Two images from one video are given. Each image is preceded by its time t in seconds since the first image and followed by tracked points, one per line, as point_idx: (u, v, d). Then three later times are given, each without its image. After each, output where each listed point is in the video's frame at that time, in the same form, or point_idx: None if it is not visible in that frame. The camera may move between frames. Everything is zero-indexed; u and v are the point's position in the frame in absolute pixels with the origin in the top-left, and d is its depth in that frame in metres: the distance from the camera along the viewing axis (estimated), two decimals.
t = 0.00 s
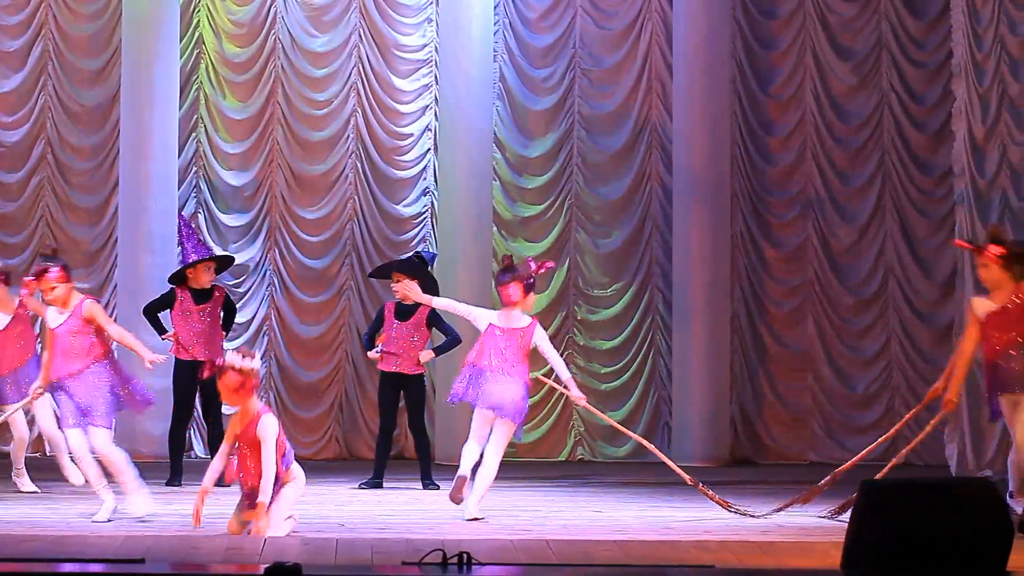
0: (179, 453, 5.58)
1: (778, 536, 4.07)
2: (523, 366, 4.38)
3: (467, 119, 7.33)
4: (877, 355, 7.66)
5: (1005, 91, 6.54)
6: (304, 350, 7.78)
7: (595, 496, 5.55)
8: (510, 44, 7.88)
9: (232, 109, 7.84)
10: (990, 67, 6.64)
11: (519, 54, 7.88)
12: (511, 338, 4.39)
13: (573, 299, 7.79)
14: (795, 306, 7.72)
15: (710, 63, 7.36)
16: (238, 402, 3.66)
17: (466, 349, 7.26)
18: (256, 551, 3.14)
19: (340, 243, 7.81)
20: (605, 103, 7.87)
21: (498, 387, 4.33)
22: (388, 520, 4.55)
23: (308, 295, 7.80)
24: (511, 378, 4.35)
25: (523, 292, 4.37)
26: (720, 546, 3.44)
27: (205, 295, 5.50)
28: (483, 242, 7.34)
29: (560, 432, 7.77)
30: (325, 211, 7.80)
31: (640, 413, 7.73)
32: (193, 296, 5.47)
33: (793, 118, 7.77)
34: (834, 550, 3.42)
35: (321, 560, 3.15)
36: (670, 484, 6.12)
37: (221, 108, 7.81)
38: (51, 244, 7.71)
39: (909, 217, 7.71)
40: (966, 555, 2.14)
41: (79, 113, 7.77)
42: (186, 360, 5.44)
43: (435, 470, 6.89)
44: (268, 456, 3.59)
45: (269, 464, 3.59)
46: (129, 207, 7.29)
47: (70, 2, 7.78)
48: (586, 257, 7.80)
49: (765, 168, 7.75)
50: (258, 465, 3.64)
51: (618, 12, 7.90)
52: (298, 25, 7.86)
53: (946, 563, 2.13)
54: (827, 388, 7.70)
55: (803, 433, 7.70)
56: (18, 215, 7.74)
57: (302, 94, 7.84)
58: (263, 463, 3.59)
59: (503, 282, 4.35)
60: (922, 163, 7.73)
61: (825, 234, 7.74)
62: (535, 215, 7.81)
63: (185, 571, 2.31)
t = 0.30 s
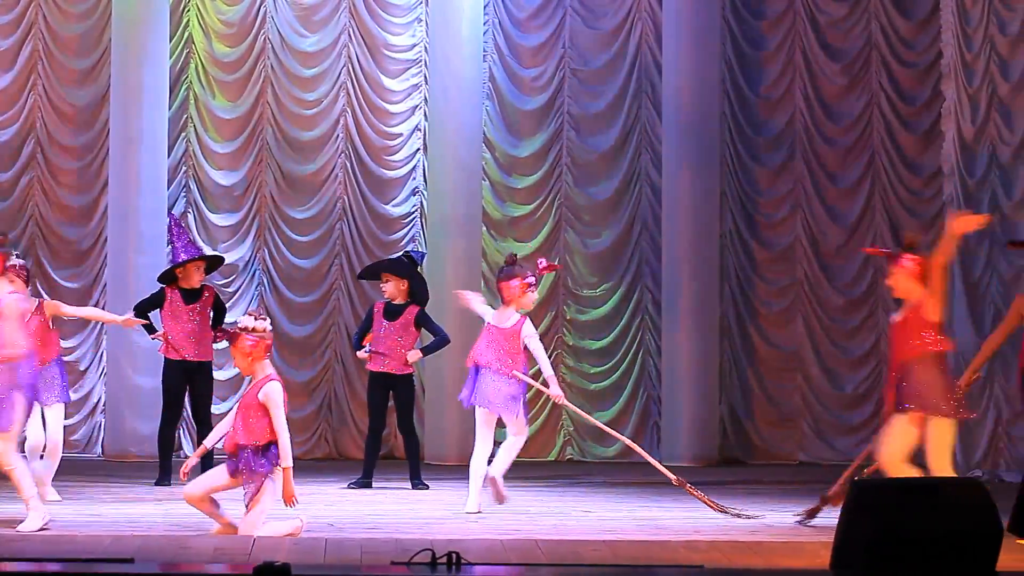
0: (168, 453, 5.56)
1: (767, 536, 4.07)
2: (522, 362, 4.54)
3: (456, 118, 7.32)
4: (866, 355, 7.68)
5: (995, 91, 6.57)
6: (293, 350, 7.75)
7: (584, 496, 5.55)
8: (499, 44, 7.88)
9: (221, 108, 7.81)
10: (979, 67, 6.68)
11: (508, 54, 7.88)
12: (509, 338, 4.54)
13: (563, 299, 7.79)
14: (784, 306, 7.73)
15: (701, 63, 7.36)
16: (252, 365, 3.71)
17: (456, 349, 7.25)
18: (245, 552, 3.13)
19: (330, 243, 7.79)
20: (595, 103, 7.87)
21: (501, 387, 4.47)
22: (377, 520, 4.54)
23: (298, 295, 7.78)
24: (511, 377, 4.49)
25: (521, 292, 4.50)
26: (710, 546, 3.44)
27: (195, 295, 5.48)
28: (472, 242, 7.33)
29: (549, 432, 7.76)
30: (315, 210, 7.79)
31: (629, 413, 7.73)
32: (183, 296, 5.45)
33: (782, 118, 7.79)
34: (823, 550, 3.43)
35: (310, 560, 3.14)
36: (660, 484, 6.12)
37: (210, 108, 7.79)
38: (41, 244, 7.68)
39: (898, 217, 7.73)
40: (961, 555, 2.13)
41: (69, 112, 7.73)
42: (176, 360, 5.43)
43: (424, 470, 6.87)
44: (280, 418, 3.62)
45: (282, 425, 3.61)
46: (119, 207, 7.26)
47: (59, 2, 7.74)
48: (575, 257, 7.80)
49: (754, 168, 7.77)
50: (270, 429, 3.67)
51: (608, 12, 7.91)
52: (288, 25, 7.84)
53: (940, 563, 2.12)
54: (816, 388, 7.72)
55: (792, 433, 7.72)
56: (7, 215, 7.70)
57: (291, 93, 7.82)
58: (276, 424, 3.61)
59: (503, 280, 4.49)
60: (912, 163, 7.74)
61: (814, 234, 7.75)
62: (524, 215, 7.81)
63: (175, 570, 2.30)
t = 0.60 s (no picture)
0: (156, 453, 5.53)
1: (754, 536, 4.08)
2: (550, 360, 4.96)
3: (444, 118, 7.31)
4: (852, 356, 7.70)
5: (982, 91, 6.59)
6: (280, 350, 7.72)
7: (571, 496, 5.55)
8: (487, 44, 7.88)
9: (209, 108, 7.79)
10: (966, 67, 6.70)
11: (495, 54, 7.88)
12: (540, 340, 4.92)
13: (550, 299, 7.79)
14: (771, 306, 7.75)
15: (689, 63, 7.37)
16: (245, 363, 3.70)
17: (443, 348, 7.25)
18: (232, 552, 3.11)
19: (317, 243, 7.77)
20: (583, 103, 7.86)
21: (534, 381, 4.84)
22: (365, 520, 4.52)
23: (285, 295, 7.75)
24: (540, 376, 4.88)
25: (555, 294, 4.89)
26: (697, 546, 3.44)
27: (182, 294, 5.45)
28: (459, 241, 7.33)
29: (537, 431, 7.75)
30: (302, 210, 7.76)
31: (617, 412, 7.73)
32: (170, 296, 5.42)
33: (770, 119, 7.81)
34: (810, 550, 3.43)
35: (297, 560, 3.12)
36: (647, 484, 6.12)
37: (197, 107, 7.76)
38: (28, 245, 7.63)
39: (885, 217, 7.75)
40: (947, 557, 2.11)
41: (57, 112, 7.68)
42: (163, 360, 5.40)
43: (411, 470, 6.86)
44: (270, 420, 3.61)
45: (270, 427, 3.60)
46: (106, 207, 7.22)
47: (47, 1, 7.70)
48: (562, 257, 7.80)
49: (742, 168, 7.79)
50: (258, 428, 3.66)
51: (595, 12, 7.91)
52: (275, 24, 7.81)
53: (926, 565, 2.10)
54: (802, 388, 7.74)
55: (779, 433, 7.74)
56: None
57: (279, 93, 7.79)
58: (265, 425, 3.60)
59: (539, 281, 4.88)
60: (899, 163, 7.76)
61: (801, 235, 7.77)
62: (511, 215, 7.80)
63: (164, 570, 2.28)
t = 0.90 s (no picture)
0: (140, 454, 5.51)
1: (739, 536, 4.09)
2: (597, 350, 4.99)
3: (429, 118, 7.30)
4: (837, 356, 7.72)
5: (967, 92, 6.62)
6: (265, 350, 7.70)
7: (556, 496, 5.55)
8: (472, 44, 7.89)
9: (193, 108, 7.76)
10: (951, 68, 6.71)
11: (480, 55, 7.88)
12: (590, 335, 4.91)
13: (535, 299, 7.78)
14: (756, 306, 7.78)
15: (674, 63, 7.38)
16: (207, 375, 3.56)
17: (429, 348, 7.24)
18: (216, 552, 3.09)
19: (302, 243, 7.74)
20: (568, 104, 7.86)
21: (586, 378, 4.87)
22: (350, 520, 4.51)
23: (270, 295, 7.72)
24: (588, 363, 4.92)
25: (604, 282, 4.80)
26: (683, 546, 3.44)
27: (166, 294, 5.41)
28: (444, 242, 7.31)
29: (522, 431, 7.78)
30: (288, 210, 7.73)
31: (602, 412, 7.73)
32: (153, 297, 5.37)
33: (754, 119, 7.83)
34: (794, 550, 3.45)
35: (282, 560, 3.11)
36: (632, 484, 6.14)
37: (182, 107, 7.74)
38: (13, 245, 7.58)
39: (870, 217, 7.78)
40: (923, 556, 2.12)
41: (41, 111, 7.62)
42: (147, 360, 5.37)
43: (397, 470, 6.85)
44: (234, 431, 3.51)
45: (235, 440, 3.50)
46: (90, 206, 7.17)
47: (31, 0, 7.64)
48: (547, 257, 7.80)
49: (726, 168, 7.81)
50: (222, 440, 3.54)
51: (581, 12, 7.90)
52: (260, 24, 7.78)
53: (905, 564, 2.10)
54: (787, 388, 7.76)
55: (764, 434, 7.76)
56: None
57: (264, 93, 7.76)
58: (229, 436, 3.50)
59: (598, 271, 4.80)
60: (883, 163, 7.79)
61: (786, 235, 7.80)
62: (496, 215, 7.80)
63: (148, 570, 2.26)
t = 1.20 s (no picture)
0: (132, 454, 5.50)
1: (731, 536, 4.09)
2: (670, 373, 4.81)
3: (420, 118, 7.28)
4: (830, 357, 7.72)
5: (958, 92, 6.61)
6: (257, 350, 7.68)
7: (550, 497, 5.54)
8: (463, 43, 7.90)
9: (185, 107, 7.75)
10: (942, 69, 6.65)
11: (472, 54, 7.89)
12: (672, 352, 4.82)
13: (527, 299, 7.79)
14: (748, 306, 7.78)
15: (666, 64, 7.38)
16: (179, 430, 3.41)
17: (421, 347, 7.23)
18: (207, 552, 3.08)
19: (294, 243, 7.72)
20: (560, 103, 7.86)
21: (640, 382, 4.77)
22: (343, 520, 4.51)
23: (261, 295, 7.70)
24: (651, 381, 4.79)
25: (670, 296, 4.78)
26: (675, 546, 3.44)
27: (158, 294, 5.40)
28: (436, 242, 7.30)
29: (514, 432, 7.75)
30: (279, 210, 7.72)
31: (594, 412, 7.73)
32: (146, 296, 5.37)
33: (746, 119, 7.84)
34: (786, 550, 3.44)
35: (273, 560, 3.10)
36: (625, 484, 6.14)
37: (173, 107, 7.73)
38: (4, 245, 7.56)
39: (862, 217, 7.79)
40: (915, 556, 2.11)
41: (32, 112, 7.60)
42: (139, 359, 5.34)
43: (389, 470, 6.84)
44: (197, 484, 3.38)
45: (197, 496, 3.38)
46: (81, 206, 7.15)
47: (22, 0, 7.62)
48: (540, 257, 7.79)
49: (718, 168, 7.82)
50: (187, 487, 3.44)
51: (573, 12, 7.90)
52: (252, 24, 7.77)
53: (893, 563, 2.10)
54: (780, 388, 7.77)
55: (756, 433, 7.77)
56: None
57: (255, 93, 7.75)
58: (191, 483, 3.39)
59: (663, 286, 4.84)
60: (875, 163, 7.79)
61: (778, 235, 7.81)
62: (489, 215, 7.81)
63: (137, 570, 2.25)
